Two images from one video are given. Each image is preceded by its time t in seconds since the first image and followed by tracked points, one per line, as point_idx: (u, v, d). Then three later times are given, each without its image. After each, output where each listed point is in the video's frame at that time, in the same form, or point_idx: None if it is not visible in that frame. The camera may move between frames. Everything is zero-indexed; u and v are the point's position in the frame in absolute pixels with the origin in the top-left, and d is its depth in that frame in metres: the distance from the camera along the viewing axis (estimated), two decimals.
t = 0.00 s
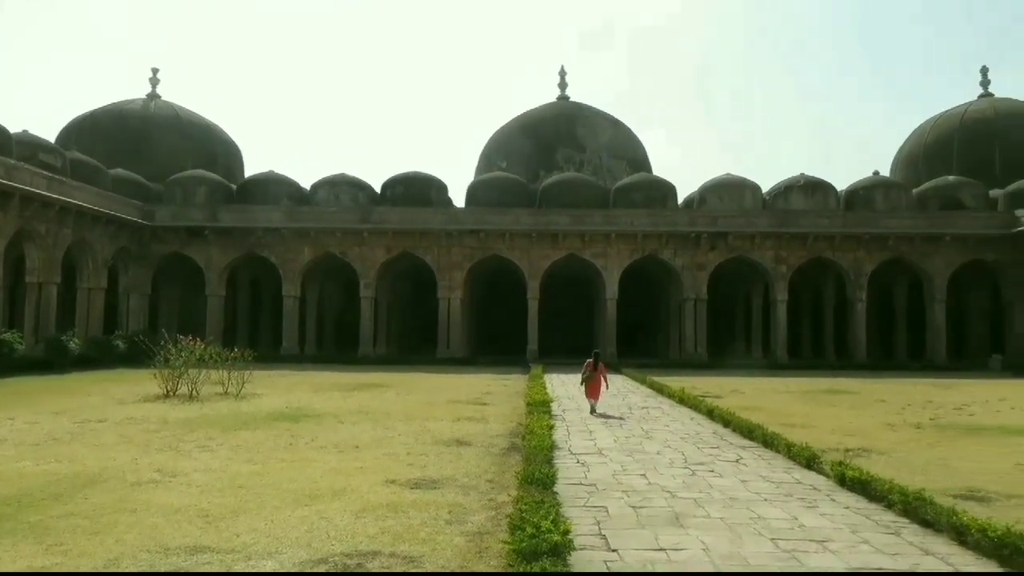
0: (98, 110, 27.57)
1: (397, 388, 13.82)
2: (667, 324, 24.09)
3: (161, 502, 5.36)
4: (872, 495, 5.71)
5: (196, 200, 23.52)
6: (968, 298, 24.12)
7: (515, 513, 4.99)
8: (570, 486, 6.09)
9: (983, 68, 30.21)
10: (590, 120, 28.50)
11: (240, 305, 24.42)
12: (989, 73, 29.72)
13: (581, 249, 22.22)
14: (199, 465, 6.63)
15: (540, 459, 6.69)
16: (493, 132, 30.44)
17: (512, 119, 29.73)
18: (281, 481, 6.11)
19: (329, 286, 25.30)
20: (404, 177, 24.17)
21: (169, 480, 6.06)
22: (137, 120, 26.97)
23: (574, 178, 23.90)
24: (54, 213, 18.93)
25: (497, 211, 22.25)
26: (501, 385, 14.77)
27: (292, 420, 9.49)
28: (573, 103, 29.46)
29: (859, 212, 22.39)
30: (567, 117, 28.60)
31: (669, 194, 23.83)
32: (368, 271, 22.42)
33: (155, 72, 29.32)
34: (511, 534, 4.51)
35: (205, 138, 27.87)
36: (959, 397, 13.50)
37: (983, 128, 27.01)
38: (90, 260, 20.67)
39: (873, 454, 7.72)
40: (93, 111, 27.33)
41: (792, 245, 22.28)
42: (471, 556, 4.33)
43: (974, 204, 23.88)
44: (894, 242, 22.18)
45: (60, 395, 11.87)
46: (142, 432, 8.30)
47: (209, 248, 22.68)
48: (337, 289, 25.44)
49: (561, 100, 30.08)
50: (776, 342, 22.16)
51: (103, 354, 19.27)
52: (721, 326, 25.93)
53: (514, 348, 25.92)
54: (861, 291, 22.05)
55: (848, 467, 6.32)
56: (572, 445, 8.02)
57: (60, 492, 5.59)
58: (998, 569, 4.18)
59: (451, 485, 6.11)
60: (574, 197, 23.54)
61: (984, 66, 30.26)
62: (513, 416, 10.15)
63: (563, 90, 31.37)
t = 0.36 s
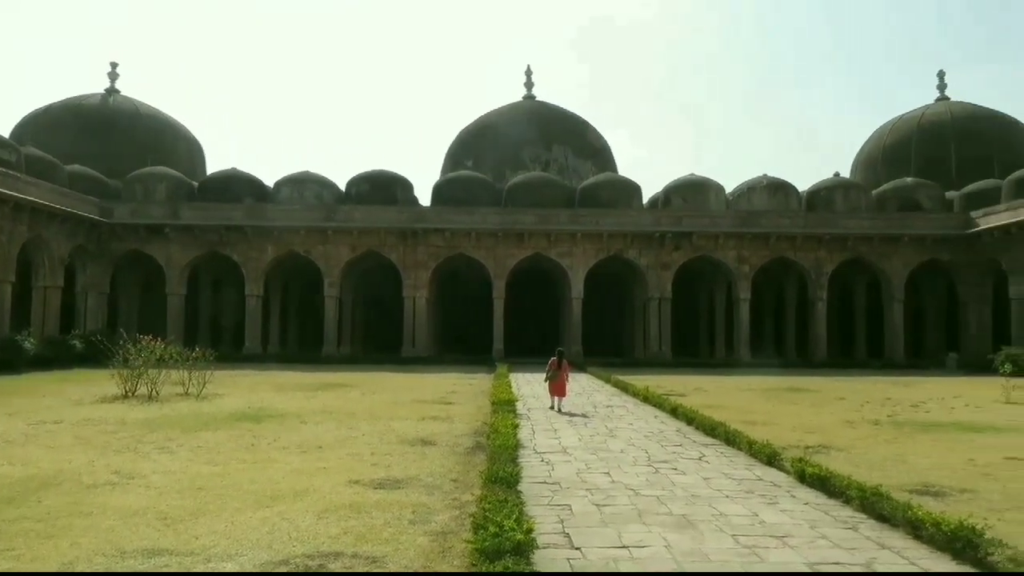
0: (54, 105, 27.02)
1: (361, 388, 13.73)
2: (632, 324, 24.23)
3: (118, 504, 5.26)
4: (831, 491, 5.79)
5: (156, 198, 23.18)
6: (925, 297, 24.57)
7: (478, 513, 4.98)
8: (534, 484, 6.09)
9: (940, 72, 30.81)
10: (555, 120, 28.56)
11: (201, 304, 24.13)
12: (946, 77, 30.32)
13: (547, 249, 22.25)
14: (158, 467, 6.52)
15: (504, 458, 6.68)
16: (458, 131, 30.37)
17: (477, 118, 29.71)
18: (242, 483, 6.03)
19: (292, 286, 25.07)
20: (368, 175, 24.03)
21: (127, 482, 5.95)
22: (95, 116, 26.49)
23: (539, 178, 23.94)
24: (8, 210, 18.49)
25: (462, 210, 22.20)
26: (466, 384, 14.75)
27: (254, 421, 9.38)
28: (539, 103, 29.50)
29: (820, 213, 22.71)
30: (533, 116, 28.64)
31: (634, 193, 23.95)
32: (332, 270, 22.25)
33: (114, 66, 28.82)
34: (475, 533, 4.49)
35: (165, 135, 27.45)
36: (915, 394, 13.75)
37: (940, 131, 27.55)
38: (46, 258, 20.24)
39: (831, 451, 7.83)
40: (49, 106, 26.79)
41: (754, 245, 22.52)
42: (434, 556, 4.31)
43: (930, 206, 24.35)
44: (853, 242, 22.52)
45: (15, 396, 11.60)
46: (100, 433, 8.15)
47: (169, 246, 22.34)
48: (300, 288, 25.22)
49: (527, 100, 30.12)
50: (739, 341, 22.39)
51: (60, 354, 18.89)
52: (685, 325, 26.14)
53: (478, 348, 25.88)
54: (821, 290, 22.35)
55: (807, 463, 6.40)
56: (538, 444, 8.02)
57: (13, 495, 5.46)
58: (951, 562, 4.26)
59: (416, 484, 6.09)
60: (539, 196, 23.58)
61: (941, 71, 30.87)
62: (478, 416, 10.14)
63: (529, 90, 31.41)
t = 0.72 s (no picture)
0: None
1: (302, 388, 13.55)
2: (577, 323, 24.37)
3: (47, 510, 5.10)
4: (768, 486, 5.90)
5: (90, 194, 22.56)
6: (859, 297, 25.23)
7: (419, 512, 4.95)
8: (476, 483, 6.08)
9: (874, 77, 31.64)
10: (501, 119, 28.58)
11: (137, 303, 23.57)
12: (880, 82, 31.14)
13: (492, 248, 22.26)
14: (90, 471, 6.33)
15: (447, 458, 6.66)
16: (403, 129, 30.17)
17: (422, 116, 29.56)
18: (178, 486, 5.89)
19: (233, 285, 24.63)
20: (312, 173, 23.74)
21: (56, 487, 5.77)
22: (25, 109, 25.64)
23: (484, 177, 23.93)
24: None
25: (406, 209, 22.05)
26: (410, 384, 14.68)
27: (192, 422, 9.18)
28: (484, 102, 29.48)
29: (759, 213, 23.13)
30: (478, 115, 28.61)
31: (579, 193, 24.07)
32: (274, 269, 21.91)
33: (45, 58, 27.94)
34: (415, 533, 4.47)
35: (100, 129, 26.71)
36: (849, 391, 14.08)
37: (874, 135, 28.30)
38: None
39: (769, 447, 7.98)
40: None
41: (696, 245, 22.86)
42: (374, 557, 4.27)
43: (865, 207, 25.00)
44: (791, 243, 23.01)
45: None
46: (28, 437, 7.89)
47: (104, 244, 21.74)
48: (241, 288, 24.78)
49: (472, 98, 30.08)
50: (681, 339, 22.68)
51: None
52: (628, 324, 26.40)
53: (423, 347, 25.75)
54: (761, 290, 22.80)
55: (746, 459, 6.51)
56: (481, 443, 8.00)
57: None
58: (881, 553, 4.38)
59: (357, 485, 6.03)
60: (484, 195, 23.57)
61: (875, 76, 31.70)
62: (421, 415, 10.09)
63: (474, 88, 31.37)
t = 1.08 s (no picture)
0: None
1: (239, 389, 13.29)
2: (518, 322, 24.43)
3: None
4: (704, 483, 6.00)
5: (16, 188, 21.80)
6: (794, 297, 25.82)
7: (357, 514, 4.90)
8: (416, 484, 6.05)
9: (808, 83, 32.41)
10: (443, 119, 28.49)
11: (65, 302, 22.85)
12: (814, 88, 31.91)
13: (434, 247, 22.18)
14: (13, 477, 6.11)
15: (386, 458, 6.60)
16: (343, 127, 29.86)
17: (364, 114, 29.30)
18: (107, 490, 5.73)
19: (167, 285, 24.06)
20: (249, 170, 23.34)
21: None
22: None
23: (427, 175, 23.83)
24: None
25: (346, 207, 21.81)
26: (349, 384, 14.52)
27: (122, 425, 8.94)
28: (426, 101, 29.37)
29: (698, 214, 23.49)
30: (420, 114, 28.48)
31: (521, 193, 24.10)
32: (210, 268, 21.44)
33: None
34: (352, 534, 4.42)
35: (26, 122, 25.82)
36: (784, 388, 14.39)
37: (809, 139, 28.99)
38: None
39: (705, 444, 8.10)
40: None
41: (636, 245, 23.11)
42: (310, 559, 4.22)
43: (799, 209, 25.58)
44: (728, 244, 23.43)
45: None
46: None
47: (31, 241, 21.02)
48: (176, 287, 24.23)
49: (414, 97, 29.93)
50: (621, 338, 22.89)
51: None
52: (569, 324, 26.57)
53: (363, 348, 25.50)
54: (699, 289, 23.19)
55: (683, 457, 6.61)
56: (421, 443, 7.96)
57: None
58: (811, 546, 4.49)
59: (294, 487, 5.94)
60: (426, 194, 23.46)
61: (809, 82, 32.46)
62: (360, 416, 9.99)
63: (416, 87, 31.21)
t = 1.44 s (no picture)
0: None
1: (168, 390, 12.98)
2: (456, 322, 24.38)
3: None
4: (638, 480, 6.08)
5: None
6: (727, 297, 26.33)
7: (289, 516, 4.83)
8: (350, 485, 5.98)
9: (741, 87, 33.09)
10: (380, 116, 28.26)
11: None
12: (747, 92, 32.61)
13: (371, 246, 21.99)
14: None
15: (319, 459, 6.52)
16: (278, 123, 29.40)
17: (300, 111, 28.89)
18: (26, 496, 5.53)
19: (93, 282, 23.35)
20: (180, 165, 22.80)
21: None
22: None
23: (363, 173, 23.62)
24: None
25: (281, 205, 21.46)
26: (283, 385, 14.32)
27: (44, 428, 8.63)
28: (363, 98, 29.10)
29: (634, 215, 23.78)
30: (357, 111, 28.21)
31: (459, 192, 24.03)
32: (138, 266, 20.87)
33: None
34: (284, 537, 4.35)
35: None
36: (716, 386, 14.66)
37: (741, 143, 29.60)
38: None
39: (639, 442, 8.21)
40: None
41: (573, 245, 23.29)
42: (238, 564, 4.13)
43: (732, 211, 26.10)
44: (663, 244, 23.78)
45: None
46: None
47: None
48: (102, 285, 23.53)
49: (351, 94, 29.63)
50: (558, 338, 23.02)
51: None
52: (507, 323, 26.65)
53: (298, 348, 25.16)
54: (634, 289, 23.49)
55: (617, 454, 6.69)
56: (356, 444, 7.88)
57: None
58: (739, 540, 4.59)
59: (224, 490, 5.82)
60: (363, 191, 23.25)
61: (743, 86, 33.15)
62: (294, 417, 9.85)
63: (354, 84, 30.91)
